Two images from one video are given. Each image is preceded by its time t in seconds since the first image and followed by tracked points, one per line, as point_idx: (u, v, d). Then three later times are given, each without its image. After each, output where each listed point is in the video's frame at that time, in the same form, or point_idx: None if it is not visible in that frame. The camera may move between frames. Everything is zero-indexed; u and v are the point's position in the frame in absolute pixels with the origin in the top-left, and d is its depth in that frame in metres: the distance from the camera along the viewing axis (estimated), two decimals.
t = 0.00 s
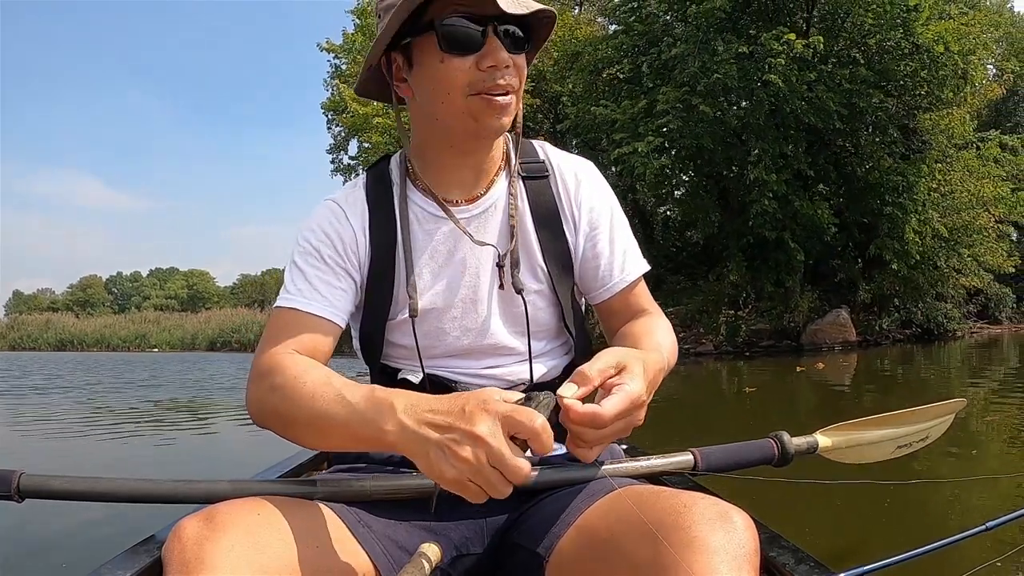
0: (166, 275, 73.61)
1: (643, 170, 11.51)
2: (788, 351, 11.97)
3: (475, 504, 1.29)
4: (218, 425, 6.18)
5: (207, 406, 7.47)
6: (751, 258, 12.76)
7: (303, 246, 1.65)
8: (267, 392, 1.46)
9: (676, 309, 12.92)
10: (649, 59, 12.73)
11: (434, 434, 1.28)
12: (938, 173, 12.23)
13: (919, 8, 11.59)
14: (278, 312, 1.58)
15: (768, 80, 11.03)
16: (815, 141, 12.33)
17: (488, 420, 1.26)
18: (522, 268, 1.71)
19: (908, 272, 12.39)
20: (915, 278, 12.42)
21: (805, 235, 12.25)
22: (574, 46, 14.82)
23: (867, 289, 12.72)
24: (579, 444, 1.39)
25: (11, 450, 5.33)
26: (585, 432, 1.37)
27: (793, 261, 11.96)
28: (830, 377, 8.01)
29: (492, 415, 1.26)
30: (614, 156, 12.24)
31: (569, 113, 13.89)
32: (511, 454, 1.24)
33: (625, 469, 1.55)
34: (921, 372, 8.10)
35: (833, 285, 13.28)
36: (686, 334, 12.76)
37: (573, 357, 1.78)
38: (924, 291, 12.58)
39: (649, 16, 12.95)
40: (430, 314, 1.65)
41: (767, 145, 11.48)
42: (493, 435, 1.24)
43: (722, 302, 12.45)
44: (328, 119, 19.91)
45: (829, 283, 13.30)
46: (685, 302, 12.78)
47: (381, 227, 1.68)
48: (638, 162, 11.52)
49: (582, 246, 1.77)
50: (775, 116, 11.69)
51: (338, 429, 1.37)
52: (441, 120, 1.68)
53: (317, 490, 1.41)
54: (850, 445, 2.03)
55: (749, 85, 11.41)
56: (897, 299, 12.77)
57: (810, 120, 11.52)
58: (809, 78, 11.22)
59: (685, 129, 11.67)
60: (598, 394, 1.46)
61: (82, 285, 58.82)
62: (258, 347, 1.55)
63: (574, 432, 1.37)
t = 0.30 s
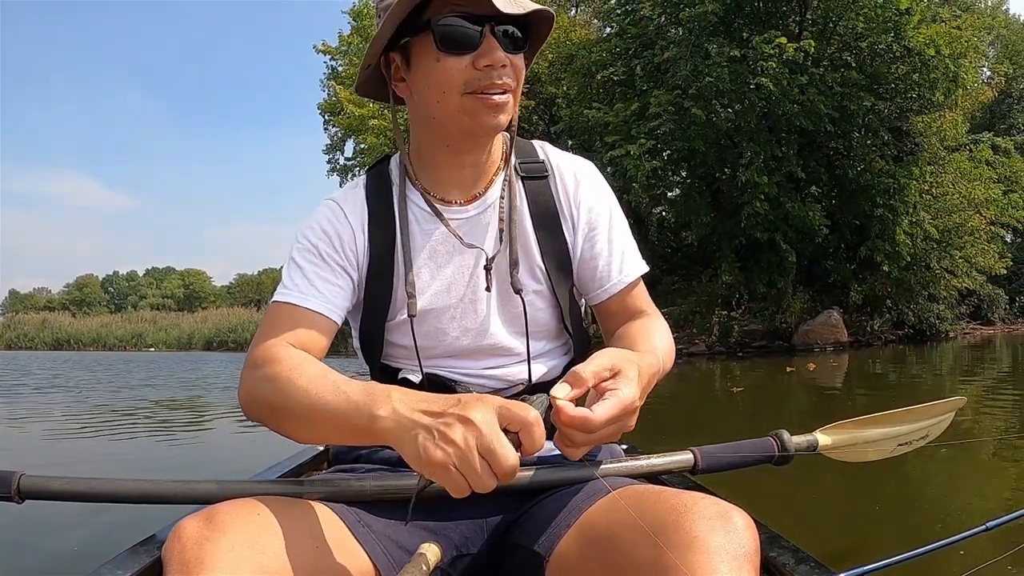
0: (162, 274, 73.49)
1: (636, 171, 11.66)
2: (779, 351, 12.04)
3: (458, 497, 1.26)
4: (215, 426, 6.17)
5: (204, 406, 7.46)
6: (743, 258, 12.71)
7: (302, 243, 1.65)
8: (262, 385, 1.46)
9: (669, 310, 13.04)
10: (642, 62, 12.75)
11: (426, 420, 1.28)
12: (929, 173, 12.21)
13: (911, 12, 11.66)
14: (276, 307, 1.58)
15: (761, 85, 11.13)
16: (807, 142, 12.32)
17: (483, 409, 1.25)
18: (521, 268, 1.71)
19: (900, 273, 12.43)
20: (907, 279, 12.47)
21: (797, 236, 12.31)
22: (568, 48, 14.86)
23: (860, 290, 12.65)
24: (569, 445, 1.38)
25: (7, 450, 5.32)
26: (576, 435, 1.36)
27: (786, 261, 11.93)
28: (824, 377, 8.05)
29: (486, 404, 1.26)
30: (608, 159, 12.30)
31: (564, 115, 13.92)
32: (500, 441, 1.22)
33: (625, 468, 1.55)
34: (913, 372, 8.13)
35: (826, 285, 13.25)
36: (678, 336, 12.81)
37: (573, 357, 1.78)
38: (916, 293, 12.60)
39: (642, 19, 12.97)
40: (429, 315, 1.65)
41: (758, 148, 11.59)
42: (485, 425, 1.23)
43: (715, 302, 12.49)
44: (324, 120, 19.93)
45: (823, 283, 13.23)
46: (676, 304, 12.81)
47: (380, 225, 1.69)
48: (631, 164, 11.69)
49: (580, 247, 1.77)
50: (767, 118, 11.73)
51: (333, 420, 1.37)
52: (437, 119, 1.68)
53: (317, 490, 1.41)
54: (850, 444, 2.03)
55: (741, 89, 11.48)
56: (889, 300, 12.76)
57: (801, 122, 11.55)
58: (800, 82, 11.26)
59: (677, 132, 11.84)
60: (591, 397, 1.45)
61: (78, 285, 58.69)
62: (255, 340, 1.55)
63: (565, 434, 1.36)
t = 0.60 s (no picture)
0: (158, 274, 73.44)
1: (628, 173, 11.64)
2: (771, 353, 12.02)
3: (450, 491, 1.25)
4: (212, 425, 6.16)
5: (200, 405, 7.45)
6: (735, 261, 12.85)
7: (301, 242, 1.65)
8: (260, 380, 1.46)
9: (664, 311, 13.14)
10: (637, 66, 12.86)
11: (424, 414, 1.28)
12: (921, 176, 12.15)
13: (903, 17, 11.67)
14: (274, 305, 1.57)
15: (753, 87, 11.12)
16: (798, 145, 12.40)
17: (483, 404, 1.25)
18: (520, 269, 1.71)
19: (893, 275, 12.46)
20: (900, 282, 12.46)
21: (789, 238, 12.33)
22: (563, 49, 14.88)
23: (852, 292, 12.69)
24: (566, 450, 1.38)
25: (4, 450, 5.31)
26: (574, 441, 1.36)
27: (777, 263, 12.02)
28: (819, 378, 8.07)
29: (485, 400, 1.26)
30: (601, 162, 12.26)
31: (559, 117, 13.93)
32: (496, 434, 1.21)
33: (625, 468, 1.55)
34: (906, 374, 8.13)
35: (820, 287, 13.40)
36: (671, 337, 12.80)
37: (572, 357, 1.78)
38: (908, 295, 12.61)
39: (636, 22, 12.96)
40: (428, 316, 1.66)
41: (750, 151, 11.66)
42: (484, 418, 1.23)
43: (708, 304, 12.63)
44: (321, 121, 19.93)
45: (817, 285, 13.40)
46: (669, 305, 12.91)
47: (380, 225, 1.69)
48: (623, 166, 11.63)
49: (579, 247, 1.77)
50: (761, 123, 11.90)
51: (332, 415, 1.37)
52: (429, 126, 1.69)
53: (317, 490, 1.40)
54: (849, 444, 2.03)
55: (732, 93, 11.50)
56: (881, 303, 12.82)
57: (793, 126, 11.66)
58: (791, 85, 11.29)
59: (671, 134, 11.96)
60: (589, 402, 1.45)
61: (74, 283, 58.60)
62: (253, 336, 1.55)
63: (562, 439, 1.36)
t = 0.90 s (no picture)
0: (155, 274, 73.42)
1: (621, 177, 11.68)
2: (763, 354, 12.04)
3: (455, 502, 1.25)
4: (208, 424, 6.16)
5: (197, 405, 7.44)
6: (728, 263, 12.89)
7: (302, 246, 1.65)
8: (260, 389, 1.47)
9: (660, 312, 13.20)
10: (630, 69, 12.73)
11: (421, 424, 1.27)
12: (913, 180, 12.37)
13: (895, 22, 11.77)
14: (276, 312, 1.58)
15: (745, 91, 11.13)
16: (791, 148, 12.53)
17: (476, 413, 1.24)
18: (520, 269, 1.71)
19: (885, 278, 12.52)
20: (892, 286, 12.51)
21: (781, 241, 12.36)
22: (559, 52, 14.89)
23: (845, 293, 12.80)
24: (564, 447, 1.38)
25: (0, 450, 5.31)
26: (572, 438, 1.36)
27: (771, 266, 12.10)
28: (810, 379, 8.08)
29: (480, 408, 1.25)
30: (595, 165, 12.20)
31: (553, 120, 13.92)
32: (493, 446, 1.21)
33: (624, 468, 1.56)
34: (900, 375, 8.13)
35: (813, 289, 13.44)
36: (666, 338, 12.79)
37: (572, 356, 1.78)
38: (901, 297, 12.66)
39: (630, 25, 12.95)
40: (428, 315, 1.66)
41: (742, 154, 11.72)
42: (479, 429, 1.22)
43: (702, 306, 12.67)
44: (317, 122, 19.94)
45: (810, 287, 13.44)
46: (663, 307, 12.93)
47: (379, 227, 1.68)
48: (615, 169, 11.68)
49: (577, 246, 1.77)
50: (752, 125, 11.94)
51: (331, 426, 1.37)
52: (424, 135, 1.70)
53: (317, 489, 1.41)
54: (849, 445, 2.03)
55: (724, 97, 11.57)
56: (874, 304, 12.90)
57: (785, 129, 11.77)
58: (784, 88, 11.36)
59: (663, 138, 11.95)
60: (587, 400, 1.45)
61: (70, 282, 58.53)
62: (255, 344, 1.56)
63: (559, 436, 1.36)
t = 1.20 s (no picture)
0: (152, 273, 73.43)
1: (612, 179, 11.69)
2: (756, 355, 12.08)
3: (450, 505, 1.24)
4: (205, 424, 6.16)
5: (193, 405, 7.44)
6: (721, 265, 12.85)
7: (300, 249, 1.65)
8: (260, 392, 1.47)
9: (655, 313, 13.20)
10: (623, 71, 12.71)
11: (417, 428, 1.27)
12: (905, 182, 12.30)
13: (887, 25, 11.79)
14: (276, 315, 1.58)
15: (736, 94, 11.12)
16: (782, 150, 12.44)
17: (471, 416, 1.24)
18: (519, 271, 1.71)
19: (878, 279, 12.58)
20: (885, 288, 12.57)
21: (773, 243, 12.36)
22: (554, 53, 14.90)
23: (837, 294, 12.90)
24: (559, 451, 1.37)
25: None
26: (568, 442, 1.35)
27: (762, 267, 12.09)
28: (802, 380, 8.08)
29: (475, 410, 1.25)
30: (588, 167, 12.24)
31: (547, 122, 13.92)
32: (487, 447, 1.20)
33: (625, 468, 1.55)
34: (893, 376, 8.13)
35: (806, 290, 13.50)
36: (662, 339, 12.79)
37: (572, 357, 1.78)
38: (893, 298, 12.74)
39: (623, 28, 12.99)
40: (427, 315, 1.66)
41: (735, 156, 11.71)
42: (473, 430, 1.22)
43: (695, 307, 12.70)
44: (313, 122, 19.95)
45: (803, 288, 13.51)
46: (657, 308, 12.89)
47: (376, 226, 1.68)
48: (607, 171, 11.72)
49: (576, 246, 1.77)
50: (745, 127, 11.87)
51: (329, 427, 1.37)
52: (421, 138, 1.70)
53: (316, 489, 1.41)
54: (850, 445, 2.03)
55: (717, 100, 11.56)
56: (867, 305, 13.03)
57: (777, 132, 11.62)
58: (775, 91, 11.27)
59: (656, 140, 11.93)
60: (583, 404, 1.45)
61: (67, 282, 58.50)
62: (256, 348, 1.56)
63: (554, 439, 1.35)
